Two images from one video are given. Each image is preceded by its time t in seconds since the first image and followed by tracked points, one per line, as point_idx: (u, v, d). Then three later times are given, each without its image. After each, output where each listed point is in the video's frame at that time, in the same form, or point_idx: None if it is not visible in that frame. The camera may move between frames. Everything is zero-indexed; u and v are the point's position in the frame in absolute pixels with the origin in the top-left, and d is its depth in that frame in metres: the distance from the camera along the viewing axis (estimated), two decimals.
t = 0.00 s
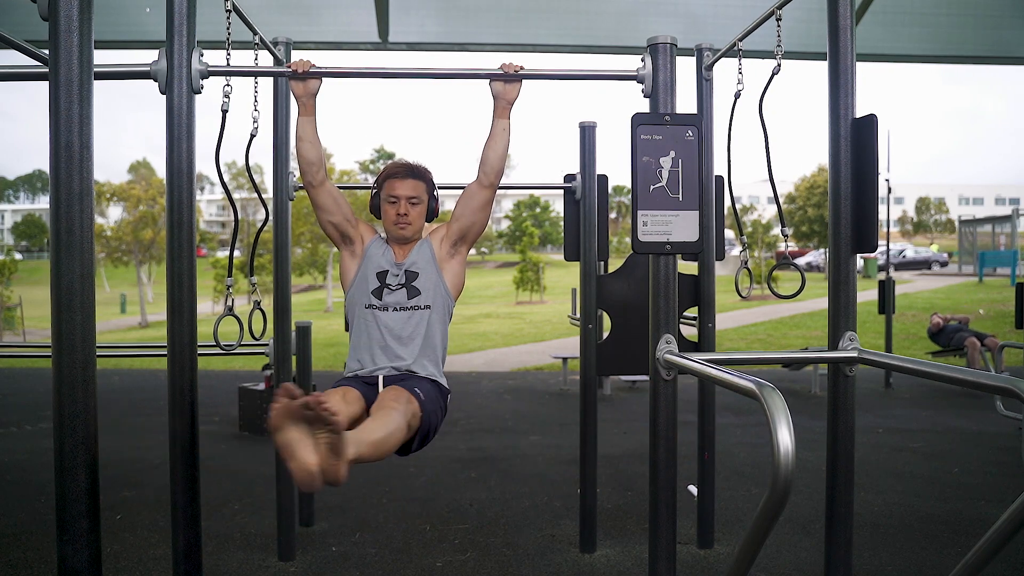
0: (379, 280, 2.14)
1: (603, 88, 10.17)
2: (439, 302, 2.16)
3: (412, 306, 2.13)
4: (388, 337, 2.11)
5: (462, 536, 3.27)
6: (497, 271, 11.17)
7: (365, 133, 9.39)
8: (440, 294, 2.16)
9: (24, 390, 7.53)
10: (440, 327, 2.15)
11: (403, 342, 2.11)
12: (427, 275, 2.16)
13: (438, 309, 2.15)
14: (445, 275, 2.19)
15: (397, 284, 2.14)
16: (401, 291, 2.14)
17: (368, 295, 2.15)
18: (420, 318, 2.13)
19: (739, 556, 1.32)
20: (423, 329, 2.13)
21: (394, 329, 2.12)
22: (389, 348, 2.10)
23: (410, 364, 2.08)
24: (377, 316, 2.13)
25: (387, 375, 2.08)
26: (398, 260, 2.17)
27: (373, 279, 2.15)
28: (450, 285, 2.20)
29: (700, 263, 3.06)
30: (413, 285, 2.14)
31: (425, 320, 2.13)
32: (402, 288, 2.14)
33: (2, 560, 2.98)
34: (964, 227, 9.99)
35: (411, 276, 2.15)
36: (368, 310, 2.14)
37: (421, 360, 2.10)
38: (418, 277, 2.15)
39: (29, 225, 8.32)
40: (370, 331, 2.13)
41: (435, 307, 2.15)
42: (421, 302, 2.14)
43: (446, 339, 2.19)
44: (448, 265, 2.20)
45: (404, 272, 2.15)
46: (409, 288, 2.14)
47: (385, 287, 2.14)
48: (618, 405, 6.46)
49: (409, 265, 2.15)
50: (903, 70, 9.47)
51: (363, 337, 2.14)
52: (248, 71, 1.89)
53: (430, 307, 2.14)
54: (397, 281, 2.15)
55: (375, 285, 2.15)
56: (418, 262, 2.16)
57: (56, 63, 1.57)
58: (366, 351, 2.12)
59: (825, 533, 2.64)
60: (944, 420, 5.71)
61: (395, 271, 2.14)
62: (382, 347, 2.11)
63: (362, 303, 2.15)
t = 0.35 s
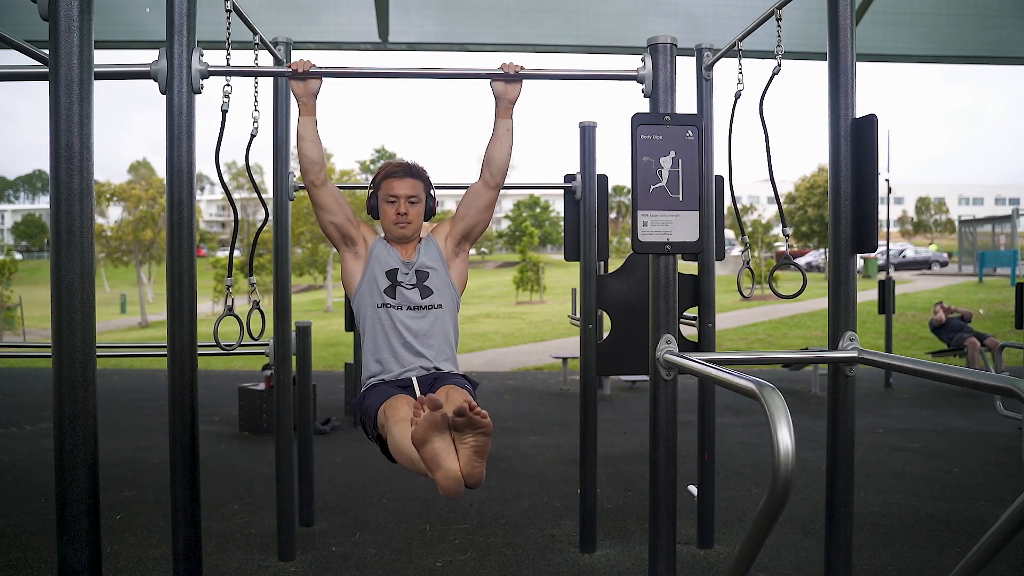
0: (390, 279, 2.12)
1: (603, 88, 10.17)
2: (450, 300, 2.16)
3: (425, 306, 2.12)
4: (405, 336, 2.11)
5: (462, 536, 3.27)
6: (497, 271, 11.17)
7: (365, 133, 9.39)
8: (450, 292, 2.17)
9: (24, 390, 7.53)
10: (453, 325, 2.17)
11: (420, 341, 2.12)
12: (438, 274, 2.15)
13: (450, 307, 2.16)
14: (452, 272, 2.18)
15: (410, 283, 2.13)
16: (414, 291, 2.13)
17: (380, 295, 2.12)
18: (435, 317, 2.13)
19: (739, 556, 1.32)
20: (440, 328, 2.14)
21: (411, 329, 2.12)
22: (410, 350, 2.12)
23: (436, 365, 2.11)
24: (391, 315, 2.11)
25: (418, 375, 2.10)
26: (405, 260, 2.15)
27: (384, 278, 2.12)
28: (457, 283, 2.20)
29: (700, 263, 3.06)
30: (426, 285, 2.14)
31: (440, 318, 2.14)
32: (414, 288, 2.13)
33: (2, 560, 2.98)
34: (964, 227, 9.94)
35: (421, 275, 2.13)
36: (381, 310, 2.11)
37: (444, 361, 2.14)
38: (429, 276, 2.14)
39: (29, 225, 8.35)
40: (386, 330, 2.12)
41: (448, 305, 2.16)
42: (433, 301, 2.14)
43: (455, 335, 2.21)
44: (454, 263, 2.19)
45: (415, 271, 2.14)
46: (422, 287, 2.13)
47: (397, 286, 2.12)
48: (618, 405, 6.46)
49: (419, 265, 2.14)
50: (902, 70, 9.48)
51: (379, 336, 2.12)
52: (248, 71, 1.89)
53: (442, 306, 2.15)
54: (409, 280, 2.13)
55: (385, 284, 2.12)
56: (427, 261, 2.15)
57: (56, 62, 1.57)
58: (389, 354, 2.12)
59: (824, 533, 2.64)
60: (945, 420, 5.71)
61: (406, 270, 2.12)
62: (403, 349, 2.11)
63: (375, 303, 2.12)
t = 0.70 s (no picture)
0: (384, 281, 2.06)
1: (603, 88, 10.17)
2: (445, 304, 2.08)
3: (419, 309, 2.05)
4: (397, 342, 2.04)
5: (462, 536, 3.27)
6: (497, 271, 11.16)
7: (365, 133, 9.39)
8: (445, 295, 2.09)
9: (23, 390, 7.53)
10: (448, 332, 2.08)
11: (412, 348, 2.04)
12: (434, 277, 2.08)
13: (445, 311, 2.07)
14: (450, 275, 2.13)
15: (404, 284, 2.06)
16: (408, 293, 2.06)
17: (374, 296, 2.07)
18: (427, 321, 2.05)
19: (740, 556, 1.32)
20: (433, 333, 2.05)
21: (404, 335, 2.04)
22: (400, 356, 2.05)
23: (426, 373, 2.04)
24: (385, 318, 2.05)
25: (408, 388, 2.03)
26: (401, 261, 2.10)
27: (378, 279, 2.07)
28: (455, 288, 2.14)
29: (700, 263, 3.06)
30: (421, 286, 2.07)
31: (434, 322, 2.06)
32: (407, 290, 2.06)
33: (2, 559, 2.98)
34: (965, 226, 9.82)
35: (416, 276, 2.07)
36: (375, 311, 2.05)
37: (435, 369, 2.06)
38: (424, 278, 2.07)
39: (29, 225, 8.36)
40: (379, 335, 2.05)
41: (443, 309, 2.08)
42: (428, 304, 2.06)
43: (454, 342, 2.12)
44: (452, 266, 2.14)
45: (410, 273, 2.07)
46: (417, 289, 2.06)
47: (391, 287, 2.06)
48: (618, 405, 6.46)
49: (414, 266, 2.08)
50: (901, 70, 9.49)
51: (370, 340, 2.05)
52: (248, 71, 1.89)
53: (437, 310, 2.07)
54: (403, 282, 2.07)
55: (379, 286, 2.07)
56: (422, 263, 2.09)
57: (56, 62, 1.57)
58: (377, 358, 2.05)
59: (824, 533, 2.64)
60: (945, 420, 5.71)
61: (400, 271, 2.06)
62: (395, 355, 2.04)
63: (368, 305, 2.06)
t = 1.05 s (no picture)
0: (383, 282, 1.99)
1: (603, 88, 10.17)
2: (445, 307, 2.00)
3: (417, 311, 1.98)
4: (394, 350, 1.96)
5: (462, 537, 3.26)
6: (497, 272, 11.16)
7: (365, 133, 9.39)
8: (444, 298, 2.01)
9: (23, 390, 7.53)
10: (447, 338, 2.00)
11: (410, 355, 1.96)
12: (434, 278, 2.00)
13: (444, 315, 2.00)
14: (451, 277, 2.06)
15: (403, 287, 1.98)
16: (407, 295, 1.98)
17: (373, 297, 2.00)
18: (426, 325, 1.98)
19: (740, 556, 1.32)
20: (431, 339, 1.98)
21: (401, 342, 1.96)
22: (397, 363, 1.96)
23: (424, 381, 1.96)
24: (383, 322, 1.98)
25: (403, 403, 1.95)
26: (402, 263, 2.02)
27: (377, 281, 2.00)
28: (457, 291, 2.07)
29: (700, 263, 3.06)
30: (420, 288, 1.99)
31: (432, 327, 1.98)
32: (406, 292, 1.98)
33: (2, 560, 2.98)
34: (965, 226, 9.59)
35: (416, 278, 1.99)
36: (373, 314, 1.99)
37: (435, 376, 1.98)
38: (423, 280, 2.00)
39: (29, 225, 8.36)
40: (376, 340, 1.98)
41: (443, 313, 2.00)
42: (427, 307, 1.99)
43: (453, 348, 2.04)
44: (454, 269, 2.07)
45: (409, 275, 2.00)
46: (416, 291, 1.99)
47: (390, 289, 1.99)
48: (618, 405, 6.46)
49: (414, 269, 2.00)
50: (900, 70, 9.48)
51: (367, 344, 1.98)
52: (248, 71, 1.89)
53: (436, 313, 2.00)
54: (402, 283, 1.99)
55: (378, 287, 2.00)
56: (422, 266, 2.01)
57: (56, 62, 1.57)
58: (374, 365, 1.98)
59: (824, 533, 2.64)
60: (946, 421, 5.70)
61: (400, 273, 1.98)
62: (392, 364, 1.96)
63: (367, 307, 1.99)
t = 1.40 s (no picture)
0: (384, 233, 2.03)
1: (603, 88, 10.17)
2: (444, 257, 2.04)
3: (417, 258, 2.01)
4: (394, 295, 1.99)
5: (461, 537, 3.26)
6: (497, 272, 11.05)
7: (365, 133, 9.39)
8: (444, 249, 2.04)
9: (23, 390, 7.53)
10: (446, 287, 2.04)
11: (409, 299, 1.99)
12: (435, 229, 2.04)
13: (444, 263, 2.03)
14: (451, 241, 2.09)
15: (404, 235, 2.02)
16: (407, 243, 2.02)
17: (374, 247, 2.03)
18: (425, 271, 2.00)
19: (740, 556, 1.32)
20: (431, 284, 2.01)
21: (401, 286, 1.99)
22: (397, 306, 1.98)
23: (423, 324, 1.99)
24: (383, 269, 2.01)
25: (404, 347, 1.97)
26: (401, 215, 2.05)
27: (378, 233, 2.03)
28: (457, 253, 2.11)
29: (700, 263, 3.06)
30: (421, 237, 2.02)
31: (432, 273, 2.01)
32: (406, 240, 2.02)
33: (2, 560, 2.98)
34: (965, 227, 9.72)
35: (417, 228, 2.03)
36: (373, 263, 2.02)
37: (434, 323, 2.00)
38: (424, 230, 2.03)
39: (29, 225, 8.35)
40: (376, 285, 2.00)
41: (443, 262, 2.04)
42: (426, 255, 2.02)
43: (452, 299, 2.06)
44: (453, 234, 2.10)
45: (410, 225, 2.03)
46: (416, 239, 2.02)
47: (391, 238, 2.02)
48: (618, 405, 6.46)
49: (415, 219, 2.04)
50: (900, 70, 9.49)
51: (368, 291, 2.01)
52: (248, 71, 1.89)
53: (435, 261, 2.03)
54: (403, 233, 2.03)
55: (379, 238, 2.03)
56: (423, 218, 2.05)
57: (56, 62, 1.57)
58: (374, 312, 2.00)
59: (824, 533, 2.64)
60: (946, 420, 5.70)
61: (401, 222, 2.02)
62: (392, 307, 1.99)
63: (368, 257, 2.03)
